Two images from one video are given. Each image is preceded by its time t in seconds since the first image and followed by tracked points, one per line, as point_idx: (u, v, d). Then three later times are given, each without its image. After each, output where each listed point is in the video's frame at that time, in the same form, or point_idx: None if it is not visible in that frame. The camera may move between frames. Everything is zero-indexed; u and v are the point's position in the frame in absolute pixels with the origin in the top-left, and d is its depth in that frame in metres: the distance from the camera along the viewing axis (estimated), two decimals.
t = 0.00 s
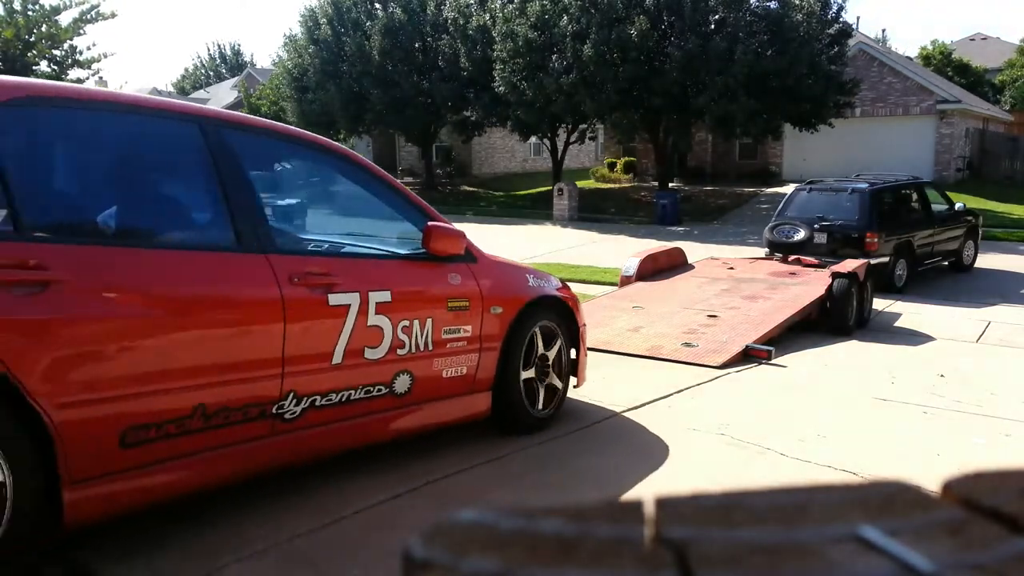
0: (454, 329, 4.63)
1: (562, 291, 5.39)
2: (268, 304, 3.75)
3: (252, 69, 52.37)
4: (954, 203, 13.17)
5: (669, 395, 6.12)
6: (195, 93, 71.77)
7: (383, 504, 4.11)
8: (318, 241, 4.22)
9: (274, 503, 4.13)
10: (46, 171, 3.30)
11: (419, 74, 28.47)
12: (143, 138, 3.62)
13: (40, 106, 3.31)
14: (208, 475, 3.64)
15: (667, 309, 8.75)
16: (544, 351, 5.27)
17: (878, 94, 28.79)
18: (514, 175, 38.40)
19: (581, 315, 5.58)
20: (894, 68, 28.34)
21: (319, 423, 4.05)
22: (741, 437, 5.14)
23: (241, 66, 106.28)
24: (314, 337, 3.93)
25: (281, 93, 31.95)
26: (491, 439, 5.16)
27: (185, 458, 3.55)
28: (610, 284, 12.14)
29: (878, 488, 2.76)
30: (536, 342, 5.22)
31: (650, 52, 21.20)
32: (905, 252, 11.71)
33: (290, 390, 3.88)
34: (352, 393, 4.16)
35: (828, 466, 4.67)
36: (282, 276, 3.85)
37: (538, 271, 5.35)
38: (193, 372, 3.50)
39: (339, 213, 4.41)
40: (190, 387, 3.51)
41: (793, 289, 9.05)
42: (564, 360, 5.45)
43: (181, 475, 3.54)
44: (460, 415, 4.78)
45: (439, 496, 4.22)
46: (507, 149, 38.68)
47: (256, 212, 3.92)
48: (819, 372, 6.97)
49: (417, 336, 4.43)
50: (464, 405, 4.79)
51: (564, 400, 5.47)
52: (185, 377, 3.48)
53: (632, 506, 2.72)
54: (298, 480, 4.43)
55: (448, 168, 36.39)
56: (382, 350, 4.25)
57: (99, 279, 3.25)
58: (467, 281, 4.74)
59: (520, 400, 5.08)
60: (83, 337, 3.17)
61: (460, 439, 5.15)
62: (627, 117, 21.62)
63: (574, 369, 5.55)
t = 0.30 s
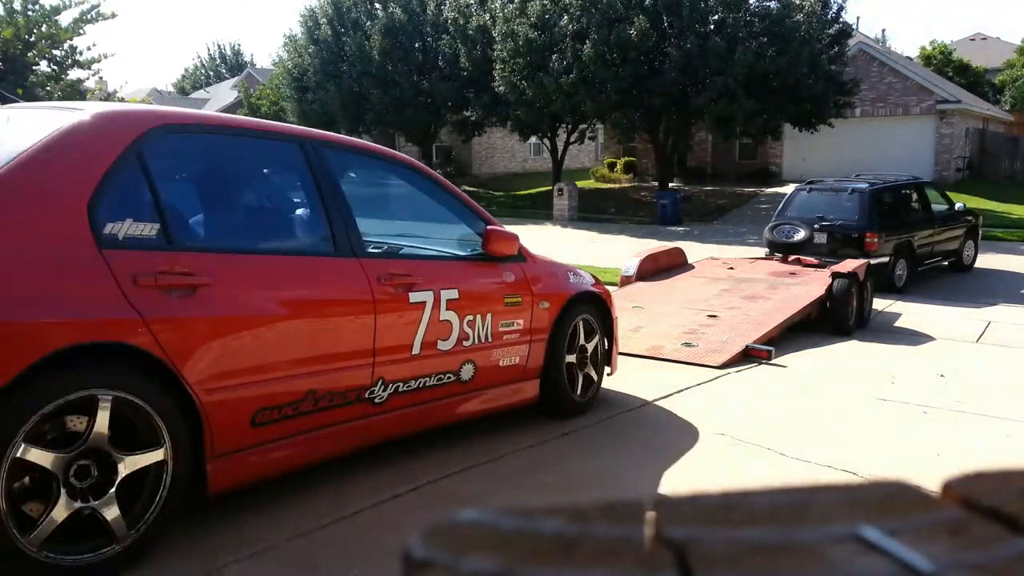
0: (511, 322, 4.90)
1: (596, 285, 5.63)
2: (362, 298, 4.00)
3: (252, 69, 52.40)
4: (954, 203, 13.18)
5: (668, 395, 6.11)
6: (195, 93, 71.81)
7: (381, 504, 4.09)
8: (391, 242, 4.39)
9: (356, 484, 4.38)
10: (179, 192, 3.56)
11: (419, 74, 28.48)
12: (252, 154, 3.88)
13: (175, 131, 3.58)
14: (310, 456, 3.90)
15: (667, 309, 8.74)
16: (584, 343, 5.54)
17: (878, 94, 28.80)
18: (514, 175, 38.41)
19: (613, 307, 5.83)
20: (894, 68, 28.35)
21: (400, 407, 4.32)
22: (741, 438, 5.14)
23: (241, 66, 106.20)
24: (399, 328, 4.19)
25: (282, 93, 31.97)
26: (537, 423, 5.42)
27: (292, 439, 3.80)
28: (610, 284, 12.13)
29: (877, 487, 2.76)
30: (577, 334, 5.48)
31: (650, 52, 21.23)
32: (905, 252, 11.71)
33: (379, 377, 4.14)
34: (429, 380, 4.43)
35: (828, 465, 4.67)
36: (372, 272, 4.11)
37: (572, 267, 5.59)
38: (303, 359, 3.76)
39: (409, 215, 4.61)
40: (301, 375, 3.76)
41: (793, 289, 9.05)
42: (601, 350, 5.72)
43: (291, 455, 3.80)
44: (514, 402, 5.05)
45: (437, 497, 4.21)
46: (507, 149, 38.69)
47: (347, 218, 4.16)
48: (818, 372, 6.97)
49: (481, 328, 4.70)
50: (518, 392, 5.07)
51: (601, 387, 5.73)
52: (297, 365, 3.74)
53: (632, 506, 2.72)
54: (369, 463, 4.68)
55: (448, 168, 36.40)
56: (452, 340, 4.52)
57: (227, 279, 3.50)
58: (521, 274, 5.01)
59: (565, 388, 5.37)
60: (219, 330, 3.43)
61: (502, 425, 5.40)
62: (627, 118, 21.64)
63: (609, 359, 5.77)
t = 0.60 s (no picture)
0: (560, 312, 5.41)
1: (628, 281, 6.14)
2: (443, 286, 4.50)
3: (252, 69, 52.42)
4: (954, 204, 13.18)
5: (668, 396, 6.13)
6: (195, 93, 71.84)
7: (382, 504, 4.08)
8: (465, 237, 4.90)
9: (429, 456, 4.81)
10: (308, 191, 4.09)
11: (419, 74, 28.48)
12: (354, 159, 4.39)
13: (300, 141, 4.14)
14: (402, 422, 4.38)
15: (667, 309, 8.74)
16: (619, 335, 6.05)
17: (878, 94, 28.79)
18: (514, 176, 38.40)
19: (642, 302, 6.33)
20: (894, 68, 28.34)
21: (471, 385, 4.81)
22: (741, 438, 5.14)
23: (241, 67, 106.10)
24: (474, 313, 4.71)
25: (281, 92, 31.96)
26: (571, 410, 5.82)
27: (386, 409, 4.27)
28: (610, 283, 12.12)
29: (877, 487, 2.76)
30: (613, 326, 5.98)
31: (650, 52, 21.25)
32: (905, 252, 11.71)
33: (455, 357, 4.64)
34: (494, 362, 4.94)
35: (828, 465, 4.67)
36: (452, 263, 4.63)
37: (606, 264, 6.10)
38: (399, 338, 4.25)
39: (480, 213, 5.14)
40: (397, 352, 4.25)
41: (793, 290, 9.05)
42: (634, 342, 6.22)
43: (386, 422, 4.27)
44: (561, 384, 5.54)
45: (438, 497, 4.21)
46: (507, 149, 38.67)
47: (429, 215, 4.69)
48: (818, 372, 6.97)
49: (536, 317, 5.21)
50: (565, 375, 5.56)
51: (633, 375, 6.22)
52: (394, 342, 4.23)
53: (631, 505, 2.72)
54: (432, 441, 5.12)
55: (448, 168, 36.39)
56: (513, 327, 5.02)
57: (344, 265, 4.01)
58: (568, 270, 5.53)
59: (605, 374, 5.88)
60: (339, 309, 3.94)
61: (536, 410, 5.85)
62: (627, 118, 21.62)
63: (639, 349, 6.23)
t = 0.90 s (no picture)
0: (604, 304, 5.87)
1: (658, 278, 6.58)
2: (511, 279, 4.99)
3: (252, 69, 52.45)
4: (954, 204, 13.18)
5: (669, 396, 6.14)
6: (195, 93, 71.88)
7: (381, 504, 4.07)
8: (528, 235, 5.39)
9: (493, 432, 5.28)
10: (405, 195, 4.58)
11: (419, 74, 28.48)
12: (436, 166, 4.86)
13: (397, 151, 4.63)
14: (481, 400, 4.89)
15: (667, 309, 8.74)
16: (653, 326, 6.48)
17: (878, 94, 28.79)
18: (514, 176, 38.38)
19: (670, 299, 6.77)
20: (894, 68, 28.35)
21: (533, 368, 5.29)
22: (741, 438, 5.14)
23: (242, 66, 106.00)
24: (538, 303, 5.23)
25: (281, 92, 31.95)
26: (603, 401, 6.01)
27: (468, 387, 4.76)
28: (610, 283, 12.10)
29: (878, 488, 2.75)
30: (647, 319, 6.41)
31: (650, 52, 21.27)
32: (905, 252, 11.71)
33: (521, 343, 5.12)
34: (552, 349, 5.42)
35: (828, 465, 4.67)
36: (520, 258, 5.14)
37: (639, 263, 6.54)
38: (479, 325, 4.75)
39: (536, 211, 5.58)
40: (478, 337, 4.76)
41: (793, 290, 9.04)
42: (666, 333, 6.68)
43: (468, 400, 4.76)
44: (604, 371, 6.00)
45: (437, 497, 4.20)
46: (507, 149, 38.66)
47: (497, 214, 5.16)
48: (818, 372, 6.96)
49: (585, 309, 5.68)
50: (607, 363, 6.01)
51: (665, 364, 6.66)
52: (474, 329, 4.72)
53: (631, 505, 2.72)
54: (489, 419, 5.58)
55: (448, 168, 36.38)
56: (567, 317, 5.51)
57: (435, 259, 4.51)
58: (612, 265, 5.99)
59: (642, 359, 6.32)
60: (434, 299, 4.43)
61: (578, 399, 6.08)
62: (626, 118, 21.60)
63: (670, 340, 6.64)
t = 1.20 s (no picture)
0: (646, 299, 6.29)
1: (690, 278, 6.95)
2: (574, 275, 5.50)
3: (251, 69, 52.44)
4: (955, 203, 13.16)
5: (671, 395, 6.14)
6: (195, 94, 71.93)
7: (381, 504, 4.06)
8: (587, 237, 5.89)
9: (547, 414, 5.70)
10: (489, 201, 5.10)
11: (419, 74, 28.44)
12: (508, 175, 5.34)
13: (480, 161, 5.15)
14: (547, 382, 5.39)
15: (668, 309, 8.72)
16: (686, 321, 6.81)
17: (878, 94, 28.77)
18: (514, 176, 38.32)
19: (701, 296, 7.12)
20: (894, 68, 28.33)
21: (588, 355, 5.77)
22: (741, 438, 5.13)
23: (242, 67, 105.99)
24: (596, 297, 5.73)
25: (281, 92, 31.95)
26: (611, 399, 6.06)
27: (537, 370, 5.26)
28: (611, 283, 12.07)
29: (878, 487, 2.73)
30: (681, 313, 6.76)
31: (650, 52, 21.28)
32: (905, 253, 11.69)
33: (581, 333, 5.61)
34: (604, 338, 5.89)
35: (829, 466, 4.65)
36: (579, 256, 5.64)
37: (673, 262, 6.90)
38: (546, 316, 5.26)
39: (591, 215, 6.02)
40: (545, 326, 5.26)
41: (794, 289, 9.02)
42: (699, 324, 7.04)
43: (537, 382, 5.27)
44: (646, 359, 6.42)
45: (437, 496, 4.19)
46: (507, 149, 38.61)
47: (558, 217, 5.64)
48: (819, 372, 6.95)
49: (631, 303, 6.12)
50: (647, 353, 6.41)
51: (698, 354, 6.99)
52: (544, 320, 5.23)
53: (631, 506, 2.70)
54: (541, 401, 6.02)
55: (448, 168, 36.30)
56: (617, 310, 5.97)
57: (512, 257, 5.02)
58: (654, 262, 6.40)
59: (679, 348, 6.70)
60: (511, 293, 4.94)
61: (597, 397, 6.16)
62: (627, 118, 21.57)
63: (701, 333, 6.98)
